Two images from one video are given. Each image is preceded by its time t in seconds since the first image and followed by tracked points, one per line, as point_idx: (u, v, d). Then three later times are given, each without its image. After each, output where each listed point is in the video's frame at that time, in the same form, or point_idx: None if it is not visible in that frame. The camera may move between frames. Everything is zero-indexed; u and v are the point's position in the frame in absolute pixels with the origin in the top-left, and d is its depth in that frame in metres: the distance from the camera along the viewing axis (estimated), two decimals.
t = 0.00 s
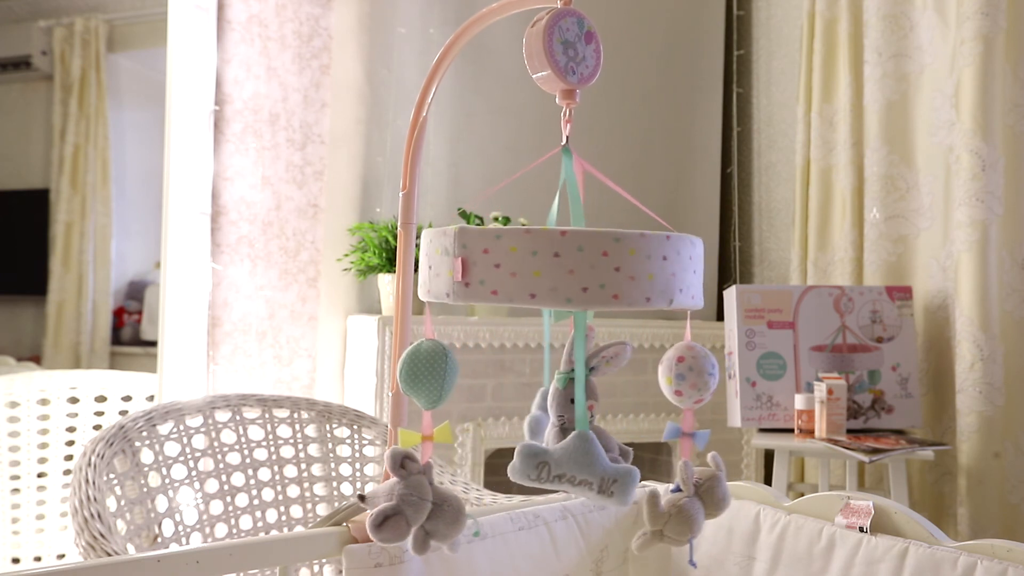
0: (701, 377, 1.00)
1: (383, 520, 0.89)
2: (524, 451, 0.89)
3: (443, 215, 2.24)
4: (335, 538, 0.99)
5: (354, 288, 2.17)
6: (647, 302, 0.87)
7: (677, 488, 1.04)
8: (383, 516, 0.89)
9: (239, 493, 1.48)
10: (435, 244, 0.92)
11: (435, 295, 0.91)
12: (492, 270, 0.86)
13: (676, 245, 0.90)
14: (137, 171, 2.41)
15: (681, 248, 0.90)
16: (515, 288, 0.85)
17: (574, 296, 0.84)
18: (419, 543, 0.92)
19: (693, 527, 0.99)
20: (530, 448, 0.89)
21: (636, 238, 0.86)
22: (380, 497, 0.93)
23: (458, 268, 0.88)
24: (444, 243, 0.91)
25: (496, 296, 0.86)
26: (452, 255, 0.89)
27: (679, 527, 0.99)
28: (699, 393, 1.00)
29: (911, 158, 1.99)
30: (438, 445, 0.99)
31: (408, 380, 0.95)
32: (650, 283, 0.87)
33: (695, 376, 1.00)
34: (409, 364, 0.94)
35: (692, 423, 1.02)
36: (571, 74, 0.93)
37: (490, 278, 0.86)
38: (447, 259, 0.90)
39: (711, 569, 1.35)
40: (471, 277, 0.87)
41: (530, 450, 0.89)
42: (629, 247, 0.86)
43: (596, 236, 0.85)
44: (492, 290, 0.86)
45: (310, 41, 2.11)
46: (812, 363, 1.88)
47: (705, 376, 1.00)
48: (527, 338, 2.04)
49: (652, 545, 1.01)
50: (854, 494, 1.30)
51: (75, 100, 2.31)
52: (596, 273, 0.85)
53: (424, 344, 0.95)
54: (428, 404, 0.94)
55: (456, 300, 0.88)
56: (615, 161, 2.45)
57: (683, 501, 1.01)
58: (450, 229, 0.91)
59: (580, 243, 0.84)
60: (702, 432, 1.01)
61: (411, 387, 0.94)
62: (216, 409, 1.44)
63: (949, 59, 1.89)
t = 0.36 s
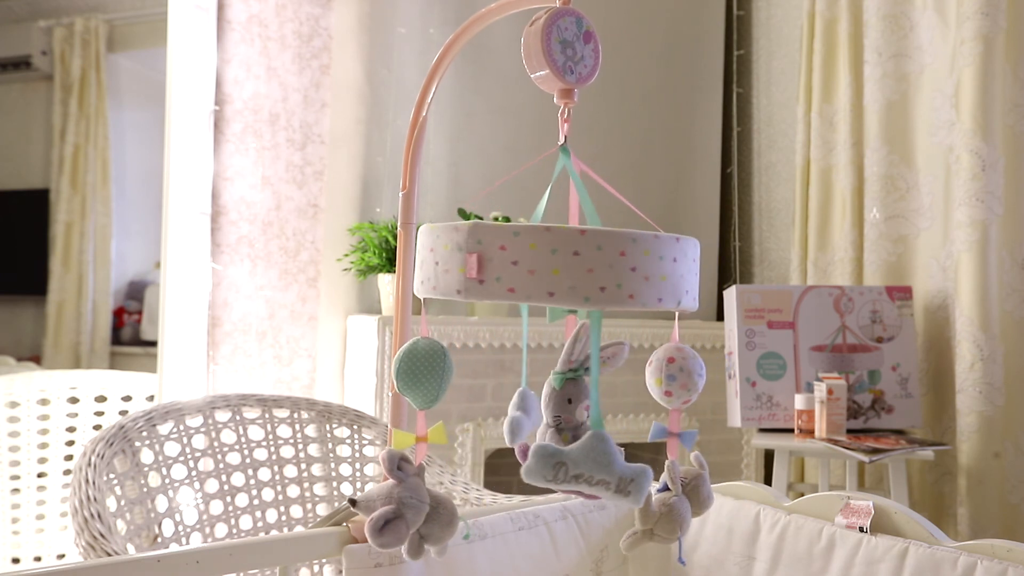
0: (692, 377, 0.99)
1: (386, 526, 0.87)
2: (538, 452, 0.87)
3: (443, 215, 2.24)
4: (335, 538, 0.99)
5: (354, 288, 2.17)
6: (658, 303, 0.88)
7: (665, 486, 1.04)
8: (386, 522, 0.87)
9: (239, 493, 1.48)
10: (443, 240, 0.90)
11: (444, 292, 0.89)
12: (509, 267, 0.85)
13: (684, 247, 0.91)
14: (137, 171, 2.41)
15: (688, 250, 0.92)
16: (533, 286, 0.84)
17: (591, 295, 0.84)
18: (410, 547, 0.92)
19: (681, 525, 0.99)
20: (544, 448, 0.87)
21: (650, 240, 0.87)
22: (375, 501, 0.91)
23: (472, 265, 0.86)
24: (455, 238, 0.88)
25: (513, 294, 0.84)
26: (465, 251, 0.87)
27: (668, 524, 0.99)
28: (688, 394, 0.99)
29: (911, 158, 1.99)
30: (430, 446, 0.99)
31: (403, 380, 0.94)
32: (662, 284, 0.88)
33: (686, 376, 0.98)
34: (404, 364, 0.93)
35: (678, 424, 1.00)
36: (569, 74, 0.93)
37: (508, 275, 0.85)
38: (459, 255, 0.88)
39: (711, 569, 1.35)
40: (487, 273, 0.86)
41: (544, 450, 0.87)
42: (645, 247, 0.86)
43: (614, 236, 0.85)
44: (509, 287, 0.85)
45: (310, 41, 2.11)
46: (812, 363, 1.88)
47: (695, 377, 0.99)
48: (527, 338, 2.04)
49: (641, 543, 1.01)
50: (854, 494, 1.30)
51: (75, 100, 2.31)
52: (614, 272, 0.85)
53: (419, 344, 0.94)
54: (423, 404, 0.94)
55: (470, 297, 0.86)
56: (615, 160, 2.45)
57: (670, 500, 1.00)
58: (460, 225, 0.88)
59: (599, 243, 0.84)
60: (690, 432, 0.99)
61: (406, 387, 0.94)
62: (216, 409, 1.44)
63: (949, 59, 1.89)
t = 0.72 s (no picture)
0: (693, 371, 0.99)
1: (412, 534, 0.86)
2: (574, 455, 0.87)
3: (443, 215, 2.24)
4: (335, 538, 0.99)
5: (354, 288, 2.18)
6: (681, 304, 0.89)
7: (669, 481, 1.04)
8: (411, 531, 0.86)
9: (239, 493, 1.48)
10: (468, 245, 0.89)
11: (470, 297, 0.88)
12: (541, 272, 0.84)
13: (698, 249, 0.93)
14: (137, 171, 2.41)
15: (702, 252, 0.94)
16: (566, 290, 0.84)
17: (622, 298, 0.85)
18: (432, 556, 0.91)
19: (687, 515, 0.99)
20: (579, 451, 0.87)
21: (673, 242, 0.88)
22: (399, 511, 0.91)
23: (501, 270, 0.86)
24: (481, 243, 0.87)
25: (546, 299, 0.84)
26: (494, 257, 0.86)
27: (675, 514, 0.99)
28: (688, 388, 0.99)
29: (911, 158, 1.99)
30: (448, 451, 0.99)
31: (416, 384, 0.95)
32: (684, 285, 0.89)
33: (687, 370, 0.98)
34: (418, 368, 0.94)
35: (678, 417, 0.99)
36: (572, 75, 0.93)
37: (540, 280, 0.84)
38: (486, 261, 0.87)
39: (711, 569, 1.35)
40: (518, 279, 0.85)
41: (579, 453, 0.87)
42: (668, 250, 0.88)
43: (641, 239, 0.86)
44: (541, 292, 0.84)
45: (310, 41, 2.11)
46: (812, 363, 1.88)
47: (695, 371, 0.99)
48: (527, 338, 2.04)
49: (650, 535, 1.01)
50: (854, 494, 1.30)
51: (75, 100, 2.31)
52: (642, 275, 0.86)
53: (433, 348, 0.95)
54: (435, 409, 0.95)
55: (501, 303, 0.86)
56: (614, 160, 2.45)
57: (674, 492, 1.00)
58: (486, 229, 0.87)
59: (628, 246, 0.85)
60: (690, 425, 0.99)
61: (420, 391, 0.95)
62: (216, 409, 1.45)
63: (949, 60, 1.89)
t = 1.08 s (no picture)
0: (686, 369, 0.99)
1: (429, 541, 0.88)
2: (596, 454, 0.88)
3: (443, 215, 2.24)
4: (335, 538, 0.99)
5: (354, 288, 2.18)
6: (693, 304, 0.91)
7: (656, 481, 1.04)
8: (428, 537, 0.88)
9: (239, 493, 1.48)
10: (489, 245, 0.88)
11: (491, 298, 0.87)
12: (565, 273, 0.84)
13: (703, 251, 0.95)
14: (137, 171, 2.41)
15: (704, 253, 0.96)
16: (591, 291, 0.84)
17: (643, 299, 0.86)
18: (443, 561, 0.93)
19: (683, 510, 1.00)
20: (601, 448, 0.89)
21: (687, 244, 0.90)
22: (414, 517, 0.91)
23: (525, 271, 0.85)
24: (504, 244, 0.86)
25: (572, 300, 0.84)
26: (517, 257, 0.86)
27: (671, 510, 1.00)
28: (682, 386, 0.99)
29: (911, 158, 1.99)
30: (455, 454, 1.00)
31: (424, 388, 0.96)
32: (696, 285, 0.91)
33: (680, 368, 0.98)
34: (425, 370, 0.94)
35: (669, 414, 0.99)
36: (573, 75, 0.93)
37: (565, 281, 0.84)
38: (510, 261, 0.86)
39: (711, 569, 1.35)
40: (543, 280, 0.84)
41: (600, 451, 0.88)
42: (684, 251, 0.89)
43: (661, 241, 0.87)
44: (566, 293, 0.84)
45: (310, 41, 2.11)
46: (812, 363, 1.88)
47: (687, 369, 0.99)
48: (527, 338, 2.04)
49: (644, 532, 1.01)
50: (854, 494, 1.30)
51: (75, 100, 2.31)
52: (661, 276, 0.87)
53: (442, 351, 0.95)
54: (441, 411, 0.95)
55: (525, 304, 0.85)
56: (614, 160, 2.45)
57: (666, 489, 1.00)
58: (508, 230, 0.87)
59: (649, 247, 0.86)
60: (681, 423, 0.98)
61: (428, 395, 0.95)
62: (216, 409, 1.45)
63: (949, 60, 1.89)
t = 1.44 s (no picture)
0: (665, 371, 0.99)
1: (433, 541, 0.88)
2: (606, 451, 0.88)
3: (443, 215, 2.24)
4: (335, 538, 0.99)
5: (354, 288, 2.18)
6: (693, 305, 0.92)
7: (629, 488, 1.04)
8: (432, 538, 0.88)
9: (239, 493, 1.48)
10: (502, 238, 0.86)
11: (501, 293, 0.86)
12: (580, 270, 0.84)
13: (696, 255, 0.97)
14: (137, 171, 2.41)
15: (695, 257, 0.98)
16: (604, 288, 0.84)
17: (653, 298, 0.87)
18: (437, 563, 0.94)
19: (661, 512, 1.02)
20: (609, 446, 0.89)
21: (689, 246, 0.91)
22: (413, 518, 0.91)
23: (540, 267, 0.84)
24: (518, 238, 0.85)
25: (586, 297, 0.84)
26: (533, 252, 0.85)
27: (650, 512, 1.01)
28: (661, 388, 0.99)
29: (911, 158, 1.99)
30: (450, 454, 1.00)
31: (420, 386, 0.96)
32: (695, 287, 0.93)
33: (661, 371, 0.97)
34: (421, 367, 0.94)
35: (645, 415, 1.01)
36: (570, 74, 0.93)
37: (580, 277, 0.84)
38: (524, 256, 0.85)
39: (711, 569, 1.35)
40: (558, 276, 0.84)
41: (608, 449, 0.88)
42: (687, 253, 0.91)
43: (670, 241, 0.88)
44: (581, 290, 0.84)
45: (310, 41, 2.11)
46: (812, 363, 1.88)
47: (669, 371, 0.98)
48: (527, 338, 2.04)
49: (620, 536, 1.01)
50: (854, 494, 1.30)
51: (75, 99, 2.31)
52: (668, 276, 0.88)
53: (439, 347, 0.95)
54: (437, 409, 0.96)
55: (538, 300, 0.84)
56: (614, 160, 2.45)
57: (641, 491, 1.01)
58: (523, 224, 0.86)
59: (659, 247, 0.87)
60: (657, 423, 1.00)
61: (424, 393, 0.95)
62: (216, 409, 1.44)
63: (949, 60, 1.89)
